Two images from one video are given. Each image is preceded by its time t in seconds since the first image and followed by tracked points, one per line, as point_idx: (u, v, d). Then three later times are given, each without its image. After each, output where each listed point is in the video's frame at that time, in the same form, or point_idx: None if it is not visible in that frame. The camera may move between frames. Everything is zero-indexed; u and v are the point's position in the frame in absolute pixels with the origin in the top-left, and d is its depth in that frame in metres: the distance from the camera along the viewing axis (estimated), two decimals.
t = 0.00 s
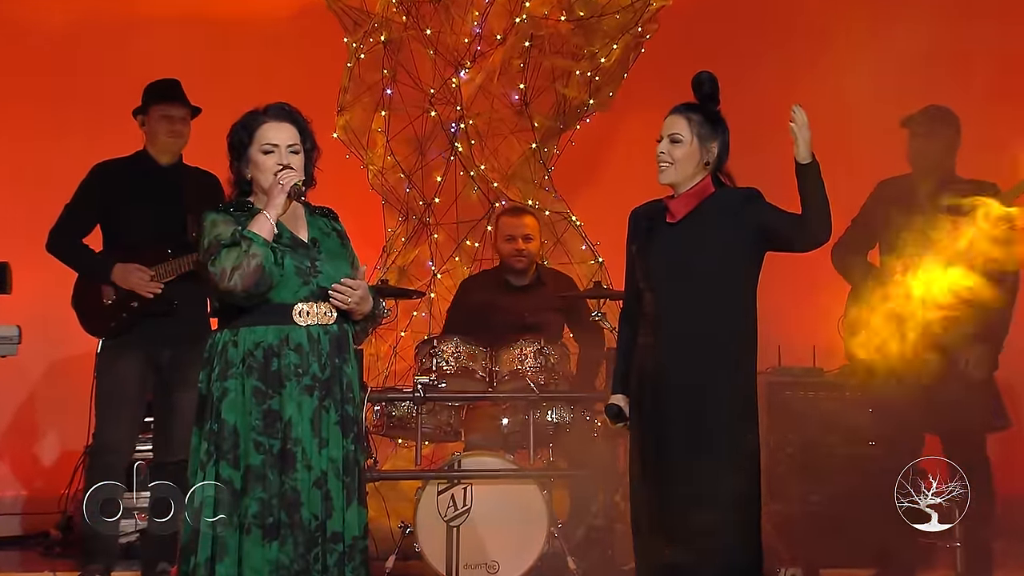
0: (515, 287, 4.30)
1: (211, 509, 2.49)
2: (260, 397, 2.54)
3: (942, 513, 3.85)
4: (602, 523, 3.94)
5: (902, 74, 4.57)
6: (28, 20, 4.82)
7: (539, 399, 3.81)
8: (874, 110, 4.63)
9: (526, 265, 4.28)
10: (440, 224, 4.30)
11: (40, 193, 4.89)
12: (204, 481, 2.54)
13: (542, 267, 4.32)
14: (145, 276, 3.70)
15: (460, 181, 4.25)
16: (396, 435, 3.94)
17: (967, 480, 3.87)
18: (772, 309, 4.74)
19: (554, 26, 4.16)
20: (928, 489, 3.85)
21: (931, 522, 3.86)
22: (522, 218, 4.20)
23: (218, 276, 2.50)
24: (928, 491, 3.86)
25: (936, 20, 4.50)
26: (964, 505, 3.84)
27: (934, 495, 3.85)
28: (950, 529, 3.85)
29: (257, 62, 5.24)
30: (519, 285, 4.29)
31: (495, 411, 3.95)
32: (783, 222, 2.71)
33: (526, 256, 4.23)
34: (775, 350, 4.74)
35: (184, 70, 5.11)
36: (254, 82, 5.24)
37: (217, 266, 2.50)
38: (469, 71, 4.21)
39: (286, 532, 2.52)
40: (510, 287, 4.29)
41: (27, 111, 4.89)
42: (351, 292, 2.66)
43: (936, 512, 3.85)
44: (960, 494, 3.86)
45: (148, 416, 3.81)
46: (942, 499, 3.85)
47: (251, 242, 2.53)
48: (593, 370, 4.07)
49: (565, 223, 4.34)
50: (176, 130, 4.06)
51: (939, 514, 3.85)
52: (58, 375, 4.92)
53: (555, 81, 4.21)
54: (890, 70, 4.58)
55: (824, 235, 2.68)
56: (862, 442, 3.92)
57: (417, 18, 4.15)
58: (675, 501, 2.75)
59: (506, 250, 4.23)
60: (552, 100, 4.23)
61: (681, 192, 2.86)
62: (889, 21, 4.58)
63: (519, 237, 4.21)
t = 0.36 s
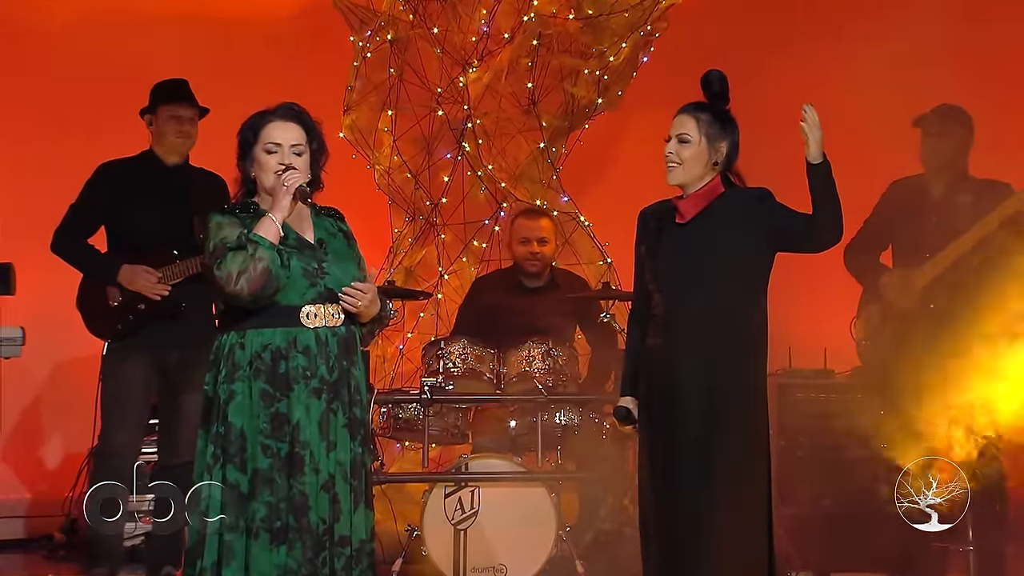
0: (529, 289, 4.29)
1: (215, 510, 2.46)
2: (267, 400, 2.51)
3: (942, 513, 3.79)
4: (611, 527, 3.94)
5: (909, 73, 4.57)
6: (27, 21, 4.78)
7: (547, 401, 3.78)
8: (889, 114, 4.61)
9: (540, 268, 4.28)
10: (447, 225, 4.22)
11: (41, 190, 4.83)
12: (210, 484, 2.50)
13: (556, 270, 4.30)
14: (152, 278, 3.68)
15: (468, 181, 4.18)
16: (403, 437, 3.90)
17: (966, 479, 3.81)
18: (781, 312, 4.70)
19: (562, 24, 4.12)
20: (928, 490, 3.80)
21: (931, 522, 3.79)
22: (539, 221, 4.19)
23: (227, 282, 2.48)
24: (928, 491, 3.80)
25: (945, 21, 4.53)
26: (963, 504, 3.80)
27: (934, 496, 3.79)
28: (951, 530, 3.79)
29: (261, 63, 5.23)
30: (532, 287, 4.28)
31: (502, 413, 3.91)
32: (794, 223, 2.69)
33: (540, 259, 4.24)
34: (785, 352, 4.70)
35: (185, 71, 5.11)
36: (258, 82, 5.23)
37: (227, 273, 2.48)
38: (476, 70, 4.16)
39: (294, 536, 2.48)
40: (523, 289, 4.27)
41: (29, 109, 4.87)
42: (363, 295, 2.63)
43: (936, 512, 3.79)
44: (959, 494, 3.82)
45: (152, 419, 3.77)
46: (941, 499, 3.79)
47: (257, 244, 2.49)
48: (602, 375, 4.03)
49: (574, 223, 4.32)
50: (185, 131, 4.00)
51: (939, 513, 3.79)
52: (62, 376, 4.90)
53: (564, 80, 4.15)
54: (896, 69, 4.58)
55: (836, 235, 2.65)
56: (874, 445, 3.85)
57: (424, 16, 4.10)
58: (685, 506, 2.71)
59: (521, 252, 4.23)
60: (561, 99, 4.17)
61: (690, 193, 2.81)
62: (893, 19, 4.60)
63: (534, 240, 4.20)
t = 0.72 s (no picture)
0: (540, 291, 4.26)
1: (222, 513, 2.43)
2: (274, 401, 2.47)
3: (942, 513, 3.94)
4: (621, 531, 3.95)
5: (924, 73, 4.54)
6: (27, 13, 4.80)
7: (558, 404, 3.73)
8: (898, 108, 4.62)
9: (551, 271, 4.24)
10: (455, 226, 4.18)
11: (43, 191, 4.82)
12: (217, 486, 2.46)
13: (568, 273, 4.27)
14: (157, 281, 3.62)
15: (476, 182, 4.13)
16: (411, 440, 3.86)
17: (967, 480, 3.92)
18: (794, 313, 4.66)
19: (571, 23, 4.06)
20: (928, 490, 3.93)
21: (930, 522, 3.95)
22: (551, 221, 4.15)
23: (227, 280, 2.43)
24: (928, 491, 3.93)
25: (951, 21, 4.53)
26: (962, 503, 3.94)
27: (934, 495, 3.92)
28: (949, 528, 3.95)
29: (269, 65, 5.26)
30: (543, 289, 4.24)
31: (511, 416, 3.88)
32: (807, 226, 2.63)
33: (552, 262, 4.19)
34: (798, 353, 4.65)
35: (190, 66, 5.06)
36: (264, 82, 5.24)
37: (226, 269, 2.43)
38: (485, 69, 4.07)
39: (302, 538, 2.44)
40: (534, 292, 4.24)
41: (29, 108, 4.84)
42: (383, 296, 2.62)
43: (936, 512, 3.94)
44: (959, 494, 3.94)
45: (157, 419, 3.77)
46: (942, 499, 3.92)
47: (262, 244, 2.45)
48: (612, 377, 3.99)
49: (584, 224, 4.28)
50: (190, 132, 3.95)
51: (939, 513, 3.94)
52: (67, 379, 4.89)
53: (574, 79, 4.09)
54: (906, 68, 4.57)
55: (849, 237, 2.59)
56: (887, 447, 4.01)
57: (433, 14, 4.04)
58: (692, 510, 2.67)
59: (531, 254, 4.18)
60: (570, 99, 4.11)
61: (702, 193, 2.76)
62: (897, 16, 4.58)
63: (545, 242, 4.16)
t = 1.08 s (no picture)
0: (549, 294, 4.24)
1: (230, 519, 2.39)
2: (283, 402, 2.44)
3: (942, 513, 3.92)
4: (635, 535, 3.87)
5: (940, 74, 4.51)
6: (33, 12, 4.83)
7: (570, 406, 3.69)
8: (911, 108, 4.59)
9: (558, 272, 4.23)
10: (467, 226, 4.14)
11: (52, 194, 4.87)
12: (225, 488, 2.43)
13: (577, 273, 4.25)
14: (166, 281, 3.57)
15: (488, 181, 4.08)
16: (422, 443, 3.84)
17: (967, 479, 3.89)
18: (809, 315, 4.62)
19: (585, 21, 4.00)
20: (928, 489, 3.90)
21: (931, 522, 3.93)
22: (557, 224, 4.13)
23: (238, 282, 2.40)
24: (927, 491, 3.91)
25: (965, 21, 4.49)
26: (963, 503, 3.90)
27: (934, 496, 3.90)
28: (950, 528, 3.92)
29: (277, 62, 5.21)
30: (552, 292, 4.23)
31: (524, 418, 3.83)
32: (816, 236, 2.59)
33: (557, 263, 4.19)
34: (813, 355, 4.63)
35: (197, 69, 5.11)
36: (273, 80, 5.21)
37: (236, 271, 2.40)
38: (498, 68, 4.05)
39: (310, 541, 2.41)
40: (544, 294, 4.23)
41: (37, 111, 4.86)
42: (395, 295, 2.57)
43: (936, 512, 3.92)
44: (959, 494, 3.90)
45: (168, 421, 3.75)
46: (942, 499, 3.89)
47: (272, 244, 2.42)
48: (625, 378, 3.95)
49: (597, 225, 4.19)
50: (198, 131, 3.90)
51: (939, 513, 3.92)
52: (74, 383, 4.87)
53: (587, 78, 4.05)
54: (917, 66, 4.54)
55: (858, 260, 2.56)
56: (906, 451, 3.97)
57: (444, 13, 3.98)
58: (706, 515, 2.63)
59: (537, 256, 4.19)
60: (584, 98, 4.08)
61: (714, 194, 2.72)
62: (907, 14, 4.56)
63: (549, 243, 4.17)
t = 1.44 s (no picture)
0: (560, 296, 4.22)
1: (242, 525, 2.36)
2: (294, 405, 2.40)
3: (942, 513, 3.88)
4: (649, 540, 3.85)
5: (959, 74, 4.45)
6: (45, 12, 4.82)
7: (582, 409, 3.69)
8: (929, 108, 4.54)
9: (569, 275, 4.21)
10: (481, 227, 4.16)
11: (63, 194, 4.88)
12: (237, 492, 2.40)
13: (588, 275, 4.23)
14: (177, 281, 3.55)
15: (500, 182, 4.07)
16: (435, 448, 3.78)
17: (967, 480, 3.84)
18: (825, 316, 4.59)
19: (598, 21, 3.92)
20: (928, 490, 3.86)
21: (931, 522, 3.89)
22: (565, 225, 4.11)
23: (245, 286, 2.38)
24: (928, 491, 3.86)
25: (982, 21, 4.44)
26: (963, 503, 3.86)
27: (934, 495, 3.86)
28: (950, 528, 3.88)
29: (290, 62, 5.21)
30: (563, 294, 4.20)
31: (535, 423, 3.77)
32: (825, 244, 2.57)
33: (567, 266, 4.18)
34: (829, 357, 4.60)
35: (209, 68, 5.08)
36: (285, 81, 5.20)
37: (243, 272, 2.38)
38: (510, 68, 4.00)
39: (322, 545, 2.38)
40: (555, 296, 4.20)
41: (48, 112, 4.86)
42: (408, 296, 2.55)
43: (937, 512, 3.88)
44: (959, 494, 3.87)
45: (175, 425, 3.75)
46: (942, 499, 3.86)
47: (285, 247, 2.39)
48: (637, 380, 3.92)
49: (611, 225, 4.15)
50: (210, 130, 3.86)
51: (939, 513, 3.88)
52: (86, 383, 4.89)
53: (600, 78, 3.98)
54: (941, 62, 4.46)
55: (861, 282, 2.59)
56: (923, 454, 3.89)
57: (456, 12, 3.92)
58: (718, 518, 2.61)
59: (547, 258, 4.18)
60: (597, 98, 4.01)
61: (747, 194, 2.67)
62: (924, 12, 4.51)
63: (559, 245, 4.16)
